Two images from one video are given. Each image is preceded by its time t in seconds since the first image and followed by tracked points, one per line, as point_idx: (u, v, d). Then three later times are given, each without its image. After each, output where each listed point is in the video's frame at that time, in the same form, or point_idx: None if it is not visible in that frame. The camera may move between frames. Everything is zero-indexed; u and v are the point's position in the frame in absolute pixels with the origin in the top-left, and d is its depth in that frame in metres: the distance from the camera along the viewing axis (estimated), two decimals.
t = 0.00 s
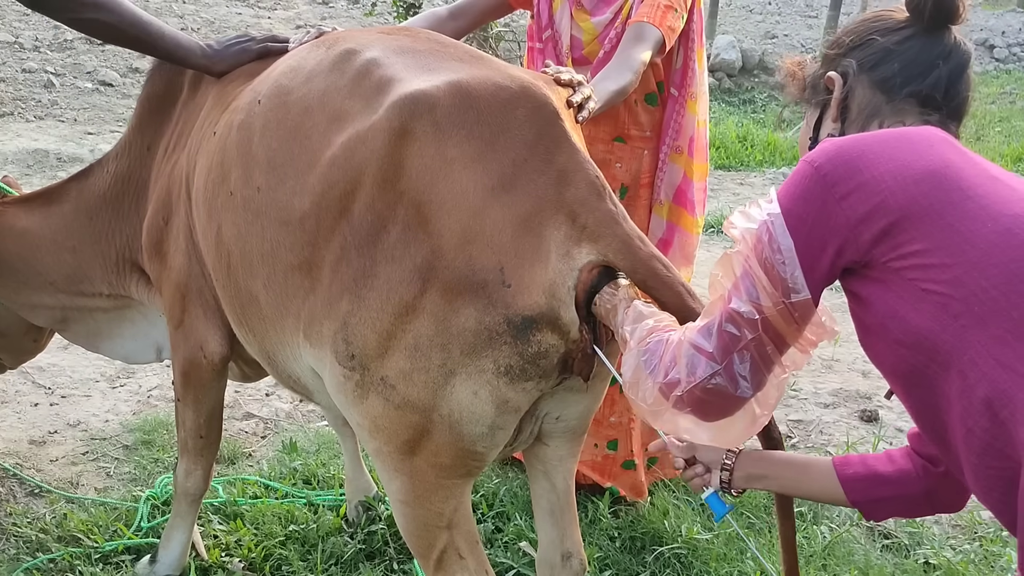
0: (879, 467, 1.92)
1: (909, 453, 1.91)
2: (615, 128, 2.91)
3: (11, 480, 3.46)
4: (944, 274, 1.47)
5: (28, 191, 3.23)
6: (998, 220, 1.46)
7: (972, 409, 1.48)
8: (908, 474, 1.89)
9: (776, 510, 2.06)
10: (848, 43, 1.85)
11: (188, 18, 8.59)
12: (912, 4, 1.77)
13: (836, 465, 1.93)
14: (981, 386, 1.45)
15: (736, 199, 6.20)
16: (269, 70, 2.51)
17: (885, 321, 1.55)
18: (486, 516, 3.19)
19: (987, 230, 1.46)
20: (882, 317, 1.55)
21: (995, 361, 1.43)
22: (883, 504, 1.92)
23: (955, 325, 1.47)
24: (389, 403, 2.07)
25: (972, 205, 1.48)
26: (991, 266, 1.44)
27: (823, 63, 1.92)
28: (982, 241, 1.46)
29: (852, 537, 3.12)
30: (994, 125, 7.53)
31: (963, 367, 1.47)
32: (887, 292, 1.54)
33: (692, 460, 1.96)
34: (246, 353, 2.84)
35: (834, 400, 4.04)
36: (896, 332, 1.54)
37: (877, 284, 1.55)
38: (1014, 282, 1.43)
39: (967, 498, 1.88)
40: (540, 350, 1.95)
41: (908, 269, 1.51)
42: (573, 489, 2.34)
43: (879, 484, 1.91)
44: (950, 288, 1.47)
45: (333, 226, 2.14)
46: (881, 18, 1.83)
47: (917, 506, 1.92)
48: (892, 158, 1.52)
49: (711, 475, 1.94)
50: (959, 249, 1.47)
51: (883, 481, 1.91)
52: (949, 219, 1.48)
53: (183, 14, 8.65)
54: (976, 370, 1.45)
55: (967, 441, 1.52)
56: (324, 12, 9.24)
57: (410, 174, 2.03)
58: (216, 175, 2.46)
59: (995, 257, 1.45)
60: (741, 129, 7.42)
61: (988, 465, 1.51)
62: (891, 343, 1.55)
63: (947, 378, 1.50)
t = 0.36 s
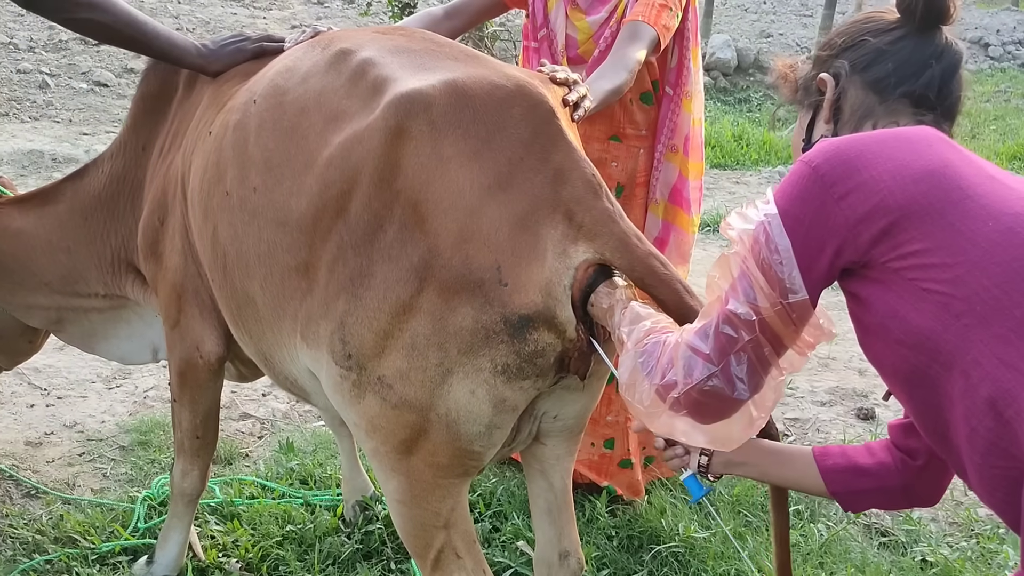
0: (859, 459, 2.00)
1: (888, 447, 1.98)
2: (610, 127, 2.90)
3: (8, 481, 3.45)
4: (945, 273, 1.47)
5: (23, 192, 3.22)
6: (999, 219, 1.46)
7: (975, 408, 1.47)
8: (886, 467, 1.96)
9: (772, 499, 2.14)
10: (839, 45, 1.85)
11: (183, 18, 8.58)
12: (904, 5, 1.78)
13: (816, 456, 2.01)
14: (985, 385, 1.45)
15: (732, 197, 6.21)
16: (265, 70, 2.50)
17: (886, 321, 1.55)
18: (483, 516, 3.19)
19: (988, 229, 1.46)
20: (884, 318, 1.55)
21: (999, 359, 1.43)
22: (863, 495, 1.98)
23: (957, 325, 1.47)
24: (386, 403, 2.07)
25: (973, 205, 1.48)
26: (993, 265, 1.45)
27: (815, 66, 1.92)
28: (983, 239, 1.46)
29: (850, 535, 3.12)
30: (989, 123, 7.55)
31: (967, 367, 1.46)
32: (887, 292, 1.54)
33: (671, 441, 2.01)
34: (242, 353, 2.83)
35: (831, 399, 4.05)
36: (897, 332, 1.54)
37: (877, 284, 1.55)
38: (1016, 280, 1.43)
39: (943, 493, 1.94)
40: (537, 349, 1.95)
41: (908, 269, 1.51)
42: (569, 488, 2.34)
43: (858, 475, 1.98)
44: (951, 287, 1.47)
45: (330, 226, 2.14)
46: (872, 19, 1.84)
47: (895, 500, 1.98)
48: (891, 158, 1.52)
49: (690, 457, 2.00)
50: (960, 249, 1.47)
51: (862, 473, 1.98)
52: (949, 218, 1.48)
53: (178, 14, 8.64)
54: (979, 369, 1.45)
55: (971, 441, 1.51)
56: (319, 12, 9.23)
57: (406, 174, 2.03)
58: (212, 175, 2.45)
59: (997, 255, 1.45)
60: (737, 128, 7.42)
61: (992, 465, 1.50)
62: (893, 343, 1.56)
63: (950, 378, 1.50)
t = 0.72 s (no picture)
0: (907, 466, 1.82)
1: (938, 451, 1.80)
2: (611, 126, 2.91)
3: (7, 480, 3.45)
4: (941, 270, 1.48)
5: (23, 191, 3.22)
6: (994, 217, 1.47)
7: (970, 405, 1.48)
8: (938, 473, 1.78)
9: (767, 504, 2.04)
10: (834, 39, 1.85)
11: (181, 18, 8.57)
12: None
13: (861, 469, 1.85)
14: (980, 382, 1.46)
15: (730, 197, 6.21)
16: (265, 69, 2.50)
17: (882, 318, 1.55)
18: (483, 515, 3.19)
19: (983, 226, 1.47)
20: (879, 315, 1.55)
21: (994, 357, 1.44)
22: (918, 504, 1.81)
23: (952, 322, 1.47)
24: (386, 401, 2.07)
25: (968, 202, 1.48)
26: (987, 262, 1.45)
27: (810, 60, 1.92)
28: (978, 237, 1.47)
29: (848, 534, 3.13)
30: (986, 123, 7.56)
31: (962, 364, 1.47)
32: (883, 289, 1.54)
33: (717, 477, 1.89)
34: (241, 352, 2.83)
35: (829, 398, 4.06)
36: (893, 329, 1.54)
37: (873, 281, 1.56)
38: (1011, 278, 1.44)
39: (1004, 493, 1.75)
40: (539, 346, 1.95)
41: (904, 266, 1.51)
42: (569, 486, 2.34)
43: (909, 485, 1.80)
44: (947, 284, 1.47)
45: (331, 224, 2.14)
46: (867, 14, 1.83)
47: (951, 506, 1.80)
48: (886, 155, 1.51)
49: (737, 492, 1.86)
50: (955, 246, 1.47)
51: (913, 482, 1.80)
52: (945, 216, 1.48)
53: (177, 14, 8.64)
54: (974, 366, 1.46)
55: (965, 438, 1.52)
56: (318, 12, 9.24)
57: (407, 172, 2.03)
58: (212, 173, 2.45)
59: (992, 253, 1.45)
60: (734, 128, 7.43)
61: (986, 462, 1.52)
62: (889, 340, 1.56)
63: (945, 375, 1.51)
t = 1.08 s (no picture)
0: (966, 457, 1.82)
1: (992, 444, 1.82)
2: (611, 125, 2.91)
3: (7, 478, 3.45)
4: (939, 273, 1.48)
5: (24, 190, 3.22)
6: (993, 219, 1.47)
7: (969, 408, 1.49)
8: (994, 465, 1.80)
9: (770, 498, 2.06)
10: (840, 37, 1.86)
11: (181, 17, 8.56)
12: None
13: (921, 459, 1.83)
14: (979, 385, 1.47)
15: (729, 197, 6.22)
16: (268, 68, 2.51)
17: (882, 320, 1.56)
18: (483, 514, 3.20)
19: (982, 228, 1.47)
20: (879, 317, 1.56)
21: (993, 360, 1.45)
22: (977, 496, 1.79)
23: (951, 325, 1.48)
24: (388, 399, 2.08)
25: (967, 204, 1.49)
26: (987, 265, 1.45)
27: (816, 58, 1.93)
28: (977, 240, 1.47)
29: (848, 533, 3.14)
30: (986, 123, 7.57)
31: (961, 367, 1.48)
32: (883, 291, 1.55)
33: (765, 469, 1.88)
34: (242, 350, 2.84)
35: (828, 397, 4.06)
36: (893, 331, 1.55)
37: (874, 283, 1.56)
38: (1010, 281, 1.44)
39: None
40: (541, 345, 1.95)
41: (904, 268, 1.52)
42: (570, 485, 2.35)
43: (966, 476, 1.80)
44: (945, 287, 1.48)
45: (333, 223, 2.14)
46: (872, 11, 1.85)
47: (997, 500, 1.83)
48: (886, 156, 1.52)
49: (784, 484, 1.85)
50: (955, 249, 1.47)
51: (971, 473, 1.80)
52: (944, 218, 1.49)
53: (177, 13, 8.64)
54: (973, 369, 1.47)
55: (964, 440, 1.53)
56: (317, 11, 9.24)
57: (410, 171, 2.04)
58: (214, 172, 2.46)
59: (991, 256, 1.45)
60: (734, 128, 7.44)
61: (985, 465, 1.52)
62: (889, 341, 1.57)
63: (944, 377, 1.51)
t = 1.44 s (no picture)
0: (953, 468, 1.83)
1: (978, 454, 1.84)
2: (612, 124, 2.92)
3: (7, 477, 3.46)
4: (945, 275, 1.48)
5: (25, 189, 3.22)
6: (1000, 222, 1.47)
7: (975, 411, 1.49)
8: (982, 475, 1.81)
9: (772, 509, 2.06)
10: (852, 38, 1.86)
11: (180, 15, 8.56)
12: None
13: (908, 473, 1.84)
14: (984, 388, 1.47)
15: (729, 196, 6.23)
16: (270, 68, 2.51)
17: (888, 322, 1.56)
18: (483, 513, 3.20)
19: (989, 231, 1.47)
20: (885, 319, 1.57)
21: (998, 364, 1.45)
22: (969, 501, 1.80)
23: (957, 328, 1.48)
24: (390, 399, 2.08)
25: (974, 207, 1.49)
26: (993, 268, 1.46)
27: (827, 59, 1.93)
28: (983, 242, 1.47)
29: (848, 532, 3.14)
30: (986, 121, 7.57)
31: (967, 369, 1.48)
32: (889, 293, 1.55)
33: (752, 480, 1.89)
34: (243, 350, 2.84)
35: (828, 396, 4.07)
36: (899, 333, 1.55)
37: (880, 285, 1.57)
38: (1016, 284, 1.44)
39: None
40: (542, 345, 1.96)
41: (910, 270, 1.52)
42: (571, 484, 2.36)
43: (955, 486, 1.82)
44: (951, 290, 1.48)
45: (335, 223, 2.14)
46: (885, 12, 1.84)
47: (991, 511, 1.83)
48: (893, 158, 1.52)
49: (769, 498, 1.85)
50: (961, 252, 1.48)
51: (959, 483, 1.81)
52: (951, 220, 1.49)
53: (177, 12, 8.63)
54: (979, 372, 1.47)
55: (970, 443, 1.53)
56: (317, 10, 9.23)
57: (412, 171, 2.04)
58: (217, 172, 2.46)
59: (997, 259, 1.46)
60: (734, 127, 7.44)
61: (991, 467, 1.53)
62: (895, 343, 1.57)
63: (950, 380, 1.51)
